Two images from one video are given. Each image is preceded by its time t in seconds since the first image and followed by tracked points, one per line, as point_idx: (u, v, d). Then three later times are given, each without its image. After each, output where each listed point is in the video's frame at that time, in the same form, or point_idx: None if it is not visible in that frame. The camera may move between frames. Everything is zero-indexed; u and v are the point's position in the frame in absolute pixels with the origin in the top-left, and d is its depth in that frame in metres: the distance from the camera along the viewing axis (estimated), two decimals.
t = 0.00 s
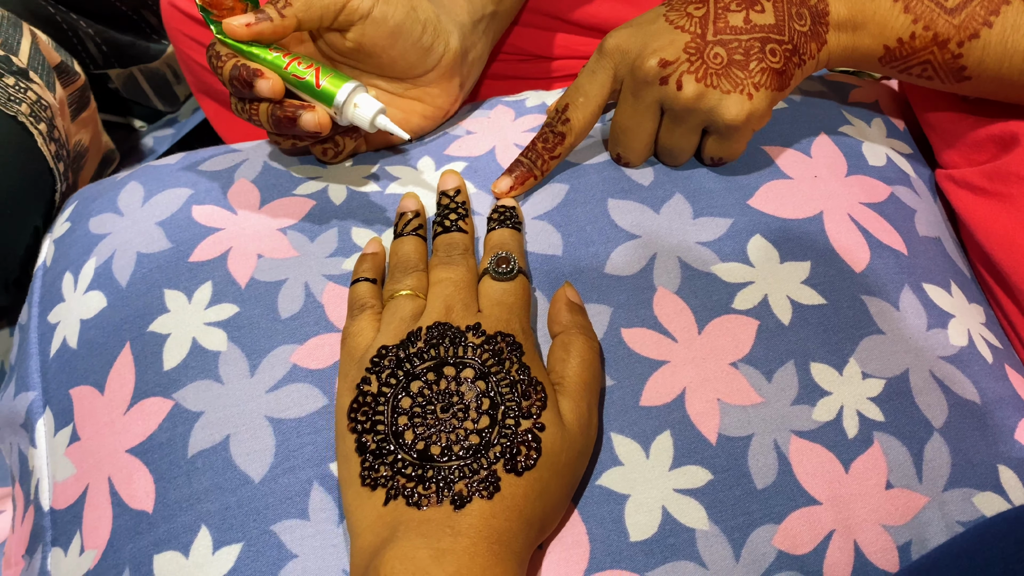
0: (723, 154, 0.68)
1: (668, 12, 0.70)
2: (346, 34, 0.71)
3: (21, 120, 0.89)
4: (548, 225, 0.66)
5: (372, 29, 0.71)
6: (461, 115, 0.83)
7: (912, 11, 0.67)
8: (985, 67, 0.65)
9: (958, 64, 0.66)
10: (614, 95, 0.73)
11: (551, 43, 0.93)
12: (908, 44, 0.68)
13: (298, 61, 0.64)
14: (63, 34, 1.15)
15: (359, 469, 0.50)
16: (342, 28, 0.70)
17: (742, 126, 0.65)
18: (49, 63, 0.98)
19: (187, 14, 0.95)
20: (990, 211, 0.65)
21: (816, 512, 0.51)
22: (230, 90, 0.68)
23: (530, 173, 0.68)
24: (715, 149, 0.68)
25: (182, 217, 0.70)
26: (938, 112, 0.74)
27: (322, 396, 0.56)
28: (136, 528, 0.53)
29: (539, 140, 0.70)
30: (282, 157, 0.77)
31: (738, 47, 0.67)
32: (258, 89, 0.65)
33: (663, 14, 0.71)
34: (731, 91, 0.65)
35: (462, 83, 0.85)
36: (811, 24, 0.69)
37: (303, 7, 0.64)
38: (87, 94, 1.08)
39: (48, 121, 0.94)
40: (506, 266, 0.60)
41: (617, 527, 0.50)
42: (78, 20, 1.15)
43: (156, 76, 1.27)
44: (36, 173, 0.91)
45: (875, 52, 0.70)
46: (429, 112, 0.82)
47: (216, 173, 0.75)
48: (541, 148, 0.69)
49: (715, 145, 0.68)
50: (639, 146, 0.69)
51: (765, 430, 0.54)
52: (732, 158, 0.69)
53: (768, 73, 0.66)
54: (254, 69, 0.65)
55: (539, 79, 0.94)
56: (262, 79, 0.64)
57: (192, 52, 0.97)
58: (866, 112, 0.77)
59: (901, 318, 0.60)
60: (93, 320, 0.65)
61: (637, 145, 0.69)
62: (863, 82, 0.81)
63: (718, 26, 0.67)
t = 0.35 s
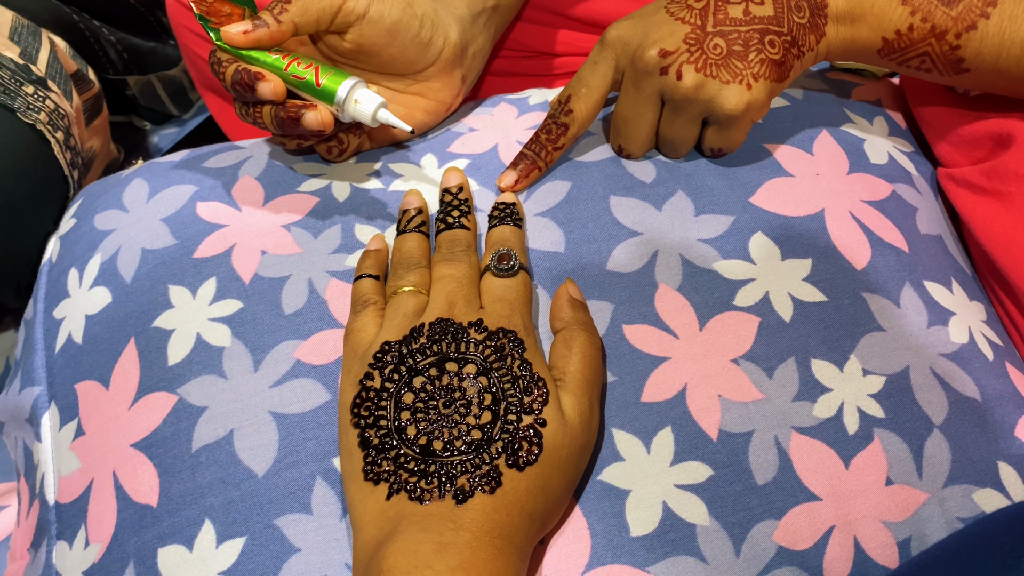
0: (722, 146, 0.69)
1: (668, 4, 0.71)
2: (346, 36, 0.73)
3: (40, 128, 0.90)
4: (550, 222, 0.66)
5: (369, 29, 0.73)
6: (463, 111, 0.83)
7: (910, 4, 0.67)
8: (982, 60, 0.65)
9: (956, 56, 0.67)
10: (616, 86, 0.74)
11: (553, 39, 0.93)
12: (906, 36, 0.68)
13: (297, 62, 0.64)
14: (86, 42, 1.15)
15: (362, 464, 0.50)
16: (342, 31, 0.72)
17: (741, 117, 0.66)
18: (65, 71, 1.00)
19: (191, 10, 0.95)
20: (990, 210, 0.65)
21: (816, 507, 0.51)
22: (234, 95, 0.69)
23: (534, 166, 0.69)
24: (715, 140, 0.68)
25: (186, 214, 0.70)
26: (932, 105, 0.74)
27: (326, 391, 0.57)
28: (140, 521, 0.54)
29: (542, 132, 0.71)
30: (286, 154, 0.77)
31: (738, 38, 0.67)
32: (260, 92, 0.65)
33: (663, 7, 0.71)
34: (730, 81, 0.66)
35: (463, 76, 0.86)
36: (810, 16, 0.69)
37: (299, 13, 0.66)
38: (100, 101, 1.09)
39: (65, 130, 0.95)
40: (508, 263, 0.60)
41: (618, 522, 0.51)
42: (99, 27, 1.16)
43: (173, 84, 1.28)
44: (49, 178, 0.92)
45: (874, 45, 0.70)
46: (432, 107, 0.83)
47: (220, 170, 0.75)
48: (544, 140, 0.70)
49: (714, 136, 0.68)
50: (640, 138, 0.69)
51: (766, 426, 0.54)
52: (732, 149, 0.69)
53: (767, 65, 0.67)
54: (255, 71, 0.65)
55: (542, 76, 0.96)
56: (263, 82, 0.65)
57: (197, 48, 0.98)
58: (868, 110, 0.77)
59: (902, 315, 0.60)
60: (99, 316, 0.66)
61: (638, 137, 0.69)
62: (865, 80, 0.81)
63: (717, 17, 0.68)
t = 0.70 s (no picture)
0: (724, 146, 0.69)
1: (671, 4, 0.71)
2: (338, 46, 0.75)
3: (71, 161, 0.93)
4: (551, 222, 0.66)
5: (361, 38, 0.74)
6: (463, 110, 0.83)
7: (914, 4, 0.67)
8: (986, 60, 0.65)
9: (961, 57, 0.66)
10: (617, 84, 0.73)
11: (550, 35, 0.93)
12: (910, 36, 0.68)
13: (292, 76, 0.64)
14: (113, 57, 1.15)
15: (361, 464, 0.50)
16: (335, 43, 0.74)
17: (743, 117, 0.65)
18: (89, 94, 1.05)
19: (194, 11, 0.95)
20: (993, 210, 0.65)
21: (816, 508, 0.51)
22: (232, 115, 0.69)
23: (536, 164, 0.69)
24: (716, 140, 0.68)
25: (188, 215, 0.71)
26: (935, 105, 0.74)
27: (326, 391, 0.57)
28: (140, 520, 0.54)
29: (542, 129, 0.71)
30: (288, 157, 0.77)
31: (740, 39, 0.67)
32: (257, 109, 0.65)
33: (666, 6, 0.71)
34: (732, 82, 0.66)
35: (459, 73, 0.86)
36: (813, 17, 0.69)
37: (289, 28, 0.67)
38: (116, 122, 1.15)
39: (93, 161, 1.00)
40: (508, 263, 0.60)
41: (617, 522, 0.51)
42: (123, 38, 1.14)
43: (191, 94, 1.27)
44: (75, 209, 0.95)
45: (877, 45, 0.70)
46: (430, 108, 0.83)
47: (222, 171, 0.75)
48: (546, 137, 0.70)
49: (716, 136, 0.68)
50: (642, 137, 0.69)
51: (766, 426, 0.54)
52: (733, 149, 0.69)
53: (770, 65, 0.67)
54: (251, 88, 0.65)
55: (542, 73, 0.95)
56: (260, 98, 0.64)
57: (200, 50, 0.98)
58: (870, 110, 0.77)
59: (903, 316, 0.60)
60: (100, 316, 0.66)
61: (640, 136, 0.69)
62: (867, 81, 0.81)
63: (720, 18, 0.68)
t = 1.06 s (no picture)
0: (722, 140, 0.69)
1: None
2: (220, 100, 0.68)
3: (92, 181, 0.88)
4: (553, 222, 0.66)
5: (244, 87, 0.67)
6: (464, 107, 0.82)
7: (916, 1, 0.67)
8: (988, 57, 0.65)
9: (962, 54, 0.66)
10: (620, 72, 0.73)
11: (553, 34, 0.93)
12: (912, 33, 0.67)
13: (160, 135, 0.58)
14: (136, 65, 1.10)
15: (365, 463, 0.50)
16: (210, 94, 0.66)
17: (741, 111, 0.65)
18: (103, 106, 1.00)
19: (199, 14, 0.95)
20: (998, 209, 0.65)
21: (819, 509, 0.51)
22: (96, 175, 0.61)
23: (539, 155, 0.70)
24: (716, 133, 0.68)
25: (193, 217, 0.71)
26: (938, 103, 0.73)
27: (329, 390, 0.57)
28: (144, 519, 0.54)
29: (545, 120, 0.72)
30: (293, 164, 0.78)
31: (740, 33, 0.66)
32: (122, 172, 0.58)
33: None
34: (731, 75, 0.65)
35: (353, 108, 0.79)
36: (815, 12, 0.69)
37: (161, 82, 0.61)
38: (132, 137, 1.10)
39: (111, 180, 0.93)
40: (510, 263, 0.60)
41: (620, 522, 0.51)
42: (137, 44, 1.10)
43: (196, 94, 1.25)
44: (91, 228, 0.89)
45: (879, 42, 0.70)
46: (324, 148, 0.77)
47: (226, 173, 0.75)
48: (548, 127, 0.71)
49: (715, 129, 0.68)
50: (642, 127, 0.70)
51: (770, 427, 0.54)
52: (732, 143, 0.69)
53: (769, 60, 0.66)
54: (115, 149, 0.58)
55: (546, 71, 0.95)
56: (125, 162, 0.58)
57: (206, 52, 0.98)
58: (874, 110, 0.76)
59: (906, 316, 0.60)
60: (104, 316, 0.66)
61: (640, 127, 0.70)
62: (872, 81, 0.80)
63: (722, 11, 0.67)
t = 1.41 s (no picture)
0: (718, 128, 0.69)
1: None
2: (233, 111, 0.66)
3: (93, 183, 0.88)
4: (556, 219, 0.66)
5: (261, 98, 0.66)
6: (467, 104, 0.81)
7: None
8: (987, 50, 0.64)
9: (961, 47, 0.66)
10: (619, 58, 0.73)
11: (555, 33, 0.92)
12: (910, 26, 0.67)
13: (187, 146, 0.57)
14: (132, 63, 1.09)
15: (368, 459, 0.50)
16: (225, 105, 0.65)
17: (736, 101, 0.65)
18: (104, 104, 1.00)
19: (202, 16, 0.95)
20: (1003, 206, 0.65)
21: (823, 506, 0.51)
22: (116, 186, 0.60)
23: (536, 137, 0.71)
24: (710, 122, 0.69)
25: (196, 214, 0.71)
26: (942, 97, 0.73)
27: (332, 387, 0.57)
28: (148, 515, 0.54)
29: (541, 102, 0.72)
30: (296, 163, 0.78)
31: (737, 23, 0.66)
32: (148, 184, 0.57)
33: None
34: (726, 65, 0.65)
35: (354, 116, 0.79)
36: (813, 3, 0.69)
37: (182, 93, 0.59)
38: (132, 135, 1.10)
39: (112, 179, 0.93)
40: (513, 259, 0.60)
41: (623, 519, 0.51)
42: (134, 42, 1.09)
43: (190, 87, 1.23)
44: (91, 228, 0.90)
45: (878, 35, 0.70)
46: (329, 155, 0.76)
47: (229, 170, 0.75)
48: (544, 109, 0.71)
49: (710, 118, 0.69)
50: (639, 114, 0.71)
51: (773, 424, 0.54)
52: (728, 132, 0.70)
53: (765, 50, 0.66)
54: (140, 161, 0.57)
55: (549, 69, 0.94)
56: (153, 174, 0.56)
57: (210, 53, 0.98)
58: (878, 106, 0.76)
59: (910, 313, 0.60)
60: (108, 313, 0.66)
61: (637, 114, 0.71)
62: (876, 78, 0.80)
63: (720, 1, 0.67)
